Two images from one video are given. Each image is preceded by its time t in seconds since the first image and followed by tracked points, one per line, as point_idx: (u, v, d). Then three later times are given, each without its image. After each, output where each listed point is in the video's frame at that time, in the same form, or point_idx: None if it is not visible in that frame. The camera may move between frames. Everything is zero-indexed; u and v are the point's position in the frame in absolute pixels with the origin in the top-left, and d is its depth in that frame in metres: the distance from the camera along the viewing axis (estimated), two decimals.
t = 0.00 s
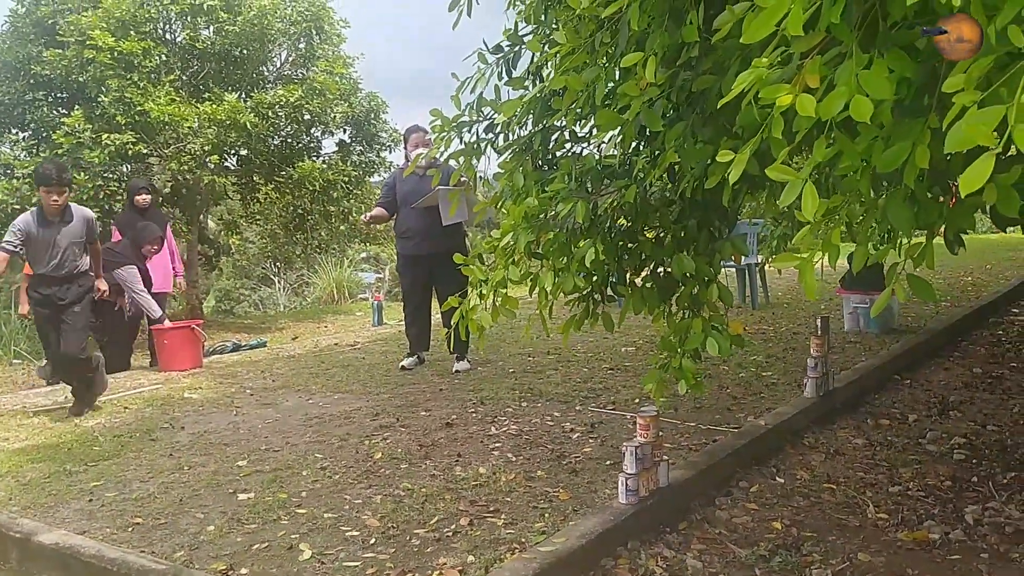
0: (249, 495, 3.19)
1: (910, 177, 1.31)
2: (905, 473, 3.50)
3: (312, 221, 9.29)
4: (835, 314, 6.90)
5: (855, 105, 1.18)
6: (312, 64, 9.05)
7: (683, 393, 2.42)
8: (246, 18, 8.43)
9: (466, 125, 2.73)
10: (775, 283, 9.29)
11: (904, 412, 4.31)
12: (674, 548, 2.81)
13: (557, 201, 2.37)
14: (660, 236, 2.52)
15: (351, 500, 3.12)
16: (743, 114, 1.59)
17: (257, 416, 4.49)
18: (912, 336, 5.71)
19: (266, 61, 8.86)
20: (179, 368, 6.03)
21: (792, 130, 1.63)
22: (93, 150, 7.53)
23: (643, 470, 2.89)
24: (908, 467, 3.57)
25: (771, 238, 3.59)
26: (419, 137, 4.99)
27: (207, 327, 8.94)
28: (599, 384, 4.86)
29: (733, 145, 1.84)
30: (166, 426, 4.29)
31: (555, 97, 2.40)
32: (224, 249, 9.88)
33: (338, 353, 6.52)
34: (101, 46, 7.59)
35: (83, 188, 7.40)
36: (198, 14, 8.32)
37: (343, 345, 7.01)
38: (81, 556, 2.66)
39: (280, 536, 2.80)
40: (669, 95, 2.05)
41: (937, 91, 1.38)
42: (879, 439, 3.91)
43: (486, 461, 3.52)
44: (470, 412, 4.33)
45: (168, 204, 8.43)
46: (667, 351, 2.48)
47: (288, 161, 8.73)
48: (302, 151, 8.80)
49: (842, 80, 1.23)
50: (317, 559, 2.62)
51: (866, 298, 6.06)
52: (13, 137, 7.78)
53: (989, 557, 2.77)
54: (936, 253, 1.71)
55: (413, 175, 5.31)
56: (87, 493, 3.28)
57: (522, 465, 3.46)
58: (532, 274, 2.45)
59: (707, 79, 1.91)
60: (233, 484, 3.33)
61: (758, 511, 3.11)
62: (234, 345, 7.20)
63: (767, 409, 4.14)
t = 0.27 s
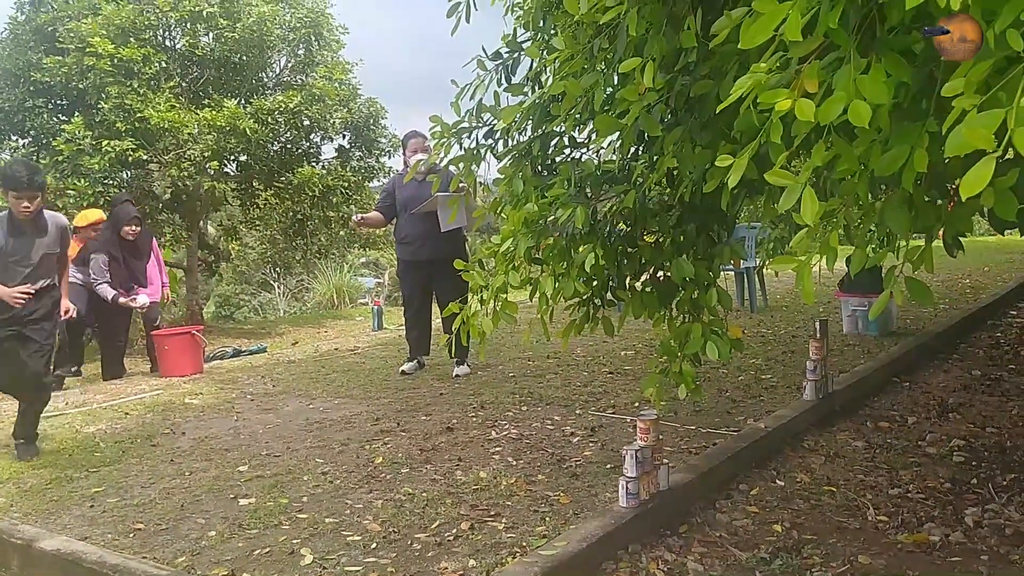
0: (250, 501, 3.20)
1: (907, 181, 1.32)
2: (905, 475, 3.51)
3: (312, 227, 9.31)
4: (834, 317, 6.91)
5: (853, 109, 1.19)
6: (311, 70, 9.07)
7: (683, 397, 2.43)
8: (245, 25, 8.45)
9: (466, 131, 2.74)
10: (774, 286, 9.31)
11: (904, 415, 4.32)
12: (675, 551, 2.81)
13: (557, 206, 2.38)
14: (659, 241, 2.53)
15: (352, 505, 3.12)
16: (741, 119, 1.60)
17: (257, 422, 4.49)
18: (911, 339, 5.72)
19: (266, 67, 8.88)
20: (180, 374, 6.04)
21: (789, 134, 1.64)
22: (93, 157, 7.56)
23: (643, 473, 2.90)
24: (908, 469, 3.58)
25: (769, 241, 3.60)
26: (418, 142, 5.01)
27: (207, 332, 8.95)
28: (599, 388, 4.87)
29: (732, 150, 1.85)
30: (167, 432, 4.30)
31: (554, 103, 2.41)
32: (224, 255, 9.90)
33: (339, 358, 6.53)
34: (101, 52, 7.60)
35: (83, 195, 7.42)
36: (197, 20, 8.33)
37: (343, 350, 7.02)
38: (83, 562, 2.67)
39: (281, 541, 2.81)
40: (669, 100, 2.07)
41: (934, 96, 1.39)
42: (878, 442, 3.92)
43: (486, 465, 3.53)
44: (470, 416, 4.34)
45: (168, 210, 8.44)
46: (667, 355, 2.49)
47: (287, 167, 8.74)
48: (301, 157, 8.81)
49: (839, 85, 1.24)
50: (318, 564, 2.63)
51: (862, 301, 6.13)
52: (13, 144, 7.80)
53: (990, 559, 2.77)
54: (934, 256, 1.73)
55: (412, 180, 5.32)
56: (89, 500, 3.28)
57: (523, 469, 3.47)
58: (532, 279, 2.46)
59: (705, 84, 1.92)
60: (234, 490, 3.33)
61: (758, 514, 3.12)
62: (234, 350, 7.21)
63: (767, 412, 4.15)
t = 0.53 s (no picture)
0: (248, 503, 3.19)
1: (907, 183, 1.32)
2: (904, 478, 3.51)
3: (311, 229, 9.31)
4: (833, 320, 6.91)
5: (852, 110, 1.18)
6: (310, 72, 9.07)
7: (683, 400, 2.43)
8: (244, 27, 8.46)
9: (465, 134, 2.74)
10: (773, 288, 9.31)
11: (903, 417, 4.32)
12: (674, 553, 2.81)
13: (556, 208, 2.38)
14: (659, 244, 2.52)
15: (351, 507, 3.12)
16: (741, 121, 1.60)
17: (256, 424, 4.49)
18: (911, 341, 5.72)
19: (265, 70, 8.88)
20: (179, 377, 6.03)
21: (789, 136, 1.63)
22: (92, 159, 7.58)
23: (642, 475, 2.89)
24: (908, 472, 3.57)
25: (768, 243, 3.60)
26: (417, 144, 5.01)
27: (206, 334, 8.94)
28: (598, 391, 4.86)
29: (732, 153, 1.85)
30: (165, 434, 4.29)
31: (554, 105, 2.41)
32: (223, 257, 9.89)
33: (337, 360, 6.53)
34: (100, 55, 7.60)
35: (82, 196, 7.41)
36: (196, 22, 8.33)
37: (343, 353, 7.01)
38: (81, 565, 2.66)
39: (280, 544, 2.80)
40: (668, 101, 2.07)
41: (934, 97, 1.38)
42: (878, 444, 3.92)
43: (485, 467, 3.53)
44: (469, 418, 4.33)
45: (167, 212, 8.43)
46: (667, 358, 2.49)
47: (287, 169, 8.71)
48: (300, 159, 8.81)
49: (839, 86, 1.23)
50: (317, 567, 2.62)
51: (864, 303, 6.09)
52: (12, 146, 7.80)
53: (989, 561, 2.77)
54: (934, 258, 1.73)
55: (412, 183, 5.32)
56: (87, 502, 3.27)
57: (522, 471, 3.46)
58: (532, 282, 2.46)
59: (705, 86, 1.92)
60: (232, 492, 3.33)
61: (757, 516, 3.11)
62: (233, 352, 7.20)
63: (766, 415, 4.15)
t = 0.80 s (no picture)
0: (248, 504, 3.19)
1: (906, 182, 1.32)
2: (903, 478, 3.51)
3: (311, 229, 9.30)
4: (832, 320, 6.92)
5: (851, 110, 1.19)
6: (310, 73, 9.07)
7: (682, 400, 2.43)
8: (244, 28, 8.47)
9: (465, 134, 2.74)
10: (772, 288, 9.32)
11: (902, 417, 4.32)
12: (673, 553, 2.81)
13: (555, 208, 2.38)
14: (658, 244, 2.53)
15: (351, 508, 3.12)
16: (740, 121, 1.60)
17: (255, 424, 4.49)
18: (910, 342, 5.72)
19: (265, 70, 8.89)
20: (178, 377, 6.03)
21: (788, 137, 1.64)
22: (92, 159, 7.59)
23: (641, 475, 2.89)
24: (907, 472, 3.58)
25: (767, 243, 3.60)
26: (417, 144, 5.01)
27: (206, 335, 8.94)
28: (597, 391, 4.86)
29: (731, 153, 1.85)
30: (165, 434, 4.29)
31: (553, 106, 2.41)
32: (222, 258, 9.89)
33: (337, 361, 6.52)
34: (99, 55, 7.60)
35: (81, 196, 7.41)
36: (196, 23, 8.34)
37: (342, 353, 7.01)
38: (80, 565, 2.66)
39: (279, 544, 2.80)
40: (667, 101, 2.07)
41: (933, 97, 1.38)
42: (877, 444, 3.92)
43: (485, 468, 3.53)
44: (469, 419, 4.33)
45: (166, 213, 8.43)
46: (666, 358, 2.49)
47: (286, 170, 8.72)
48: (300, 159, 8.81)
49: (837, 85, 1.24)
50: (316, 567, 2.62)
51: (862, 304, 6.09)
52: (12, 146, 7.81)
53: (988, 561, 2.77)
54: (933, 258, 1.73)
55: (412, 184, 5.32)
56: (86, 502, 3.28)
57: (521, 471, 3.47)
58: (531, 281, 2.46)
59: (704, 86, 1.92)
60: (232, 493, 3.33)
61: (756, 517, 3.11)
62: (232, 353, 7.20)
63: (765, 415, 4.15)
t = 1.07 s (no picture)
0: (248, 503, 3.19)
1: (904, 182, 1.32)
2: (903, 478, 3.51)
3: (310, 229, 9.30)
4: (831, 321, 6.92)
5: (850, 109, 1.19)
6: (309, 73, 9.07)
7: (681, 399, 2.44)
8: (243, 28, 8.48)
9: (465, 133, 2.74)
10: (771, 288, 9.32)
11: (902, 417, 4.33)
12: (673, 553, 2.82)
13: (555, 208, 2.39)
14: (658, 244, 2.53)
15: (350, 507, 3.12)
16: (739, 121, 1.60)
17: (255, 424, 4.49)
18: (909, 342, 5.72)
19: (265, 70, 8.89)
20: (177, 377, 6.03)
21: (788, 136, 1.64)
22: (91, 159, 7.59)
23: (641, 475, 2.89)
24: (906, 472, 3.58)
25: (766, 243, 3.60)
26: (417, 144, 5.01)
27: (205, 335, 8.94)
28: (596, 391, 4.87)
29: (731, 153, 1.86)
30: (164, 434, 4.29)
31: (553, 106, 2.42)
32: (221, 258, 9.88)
33: (336, 361, 6.52)
34: (99, 55, 7.60)
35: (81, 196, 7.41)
36: (195, 23, 8.34)
37: (342, 353, 7.01)
38: (80, 564, 2.66)
39: (279, 543, 2.80)
40: (667, 101, 2.07)
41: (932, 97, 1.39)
42: (876, 444, 3.92)
43: (485, 467, 3.53)
44: (468, 418, 4.34)
45: (166, 213, 8.43)
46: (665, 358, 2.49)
47: (285, 170, 8.73)
48: (299, 159, 8.81)
49: (837, 85, 1.24)
50: (316, 566, 2.63)
51: (860, 304, 6.10)
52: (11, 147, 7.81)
53: (987, 561, 2.78)
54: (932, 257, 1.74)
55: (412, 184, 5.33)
56: (86, 501, 3.28)
57: (521, 471, 3.47)
58: (531, 281, 2.46)
59: (704, 86, 1.92)
60: (232, 492, 3.33)
61: (756, 516, 3.11)
62: (231, 353, 7.20)
63: (765, 415, 4.15)
